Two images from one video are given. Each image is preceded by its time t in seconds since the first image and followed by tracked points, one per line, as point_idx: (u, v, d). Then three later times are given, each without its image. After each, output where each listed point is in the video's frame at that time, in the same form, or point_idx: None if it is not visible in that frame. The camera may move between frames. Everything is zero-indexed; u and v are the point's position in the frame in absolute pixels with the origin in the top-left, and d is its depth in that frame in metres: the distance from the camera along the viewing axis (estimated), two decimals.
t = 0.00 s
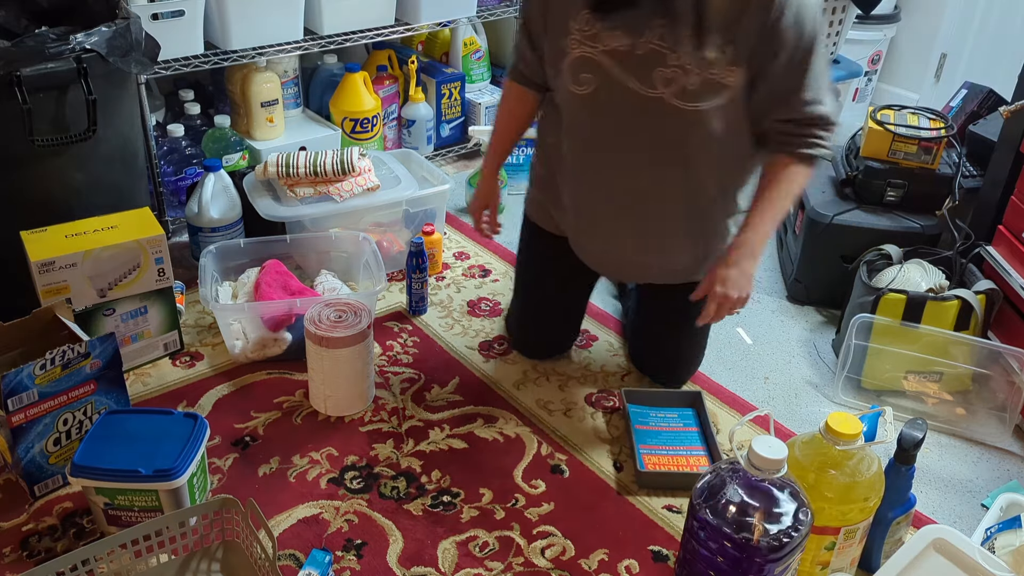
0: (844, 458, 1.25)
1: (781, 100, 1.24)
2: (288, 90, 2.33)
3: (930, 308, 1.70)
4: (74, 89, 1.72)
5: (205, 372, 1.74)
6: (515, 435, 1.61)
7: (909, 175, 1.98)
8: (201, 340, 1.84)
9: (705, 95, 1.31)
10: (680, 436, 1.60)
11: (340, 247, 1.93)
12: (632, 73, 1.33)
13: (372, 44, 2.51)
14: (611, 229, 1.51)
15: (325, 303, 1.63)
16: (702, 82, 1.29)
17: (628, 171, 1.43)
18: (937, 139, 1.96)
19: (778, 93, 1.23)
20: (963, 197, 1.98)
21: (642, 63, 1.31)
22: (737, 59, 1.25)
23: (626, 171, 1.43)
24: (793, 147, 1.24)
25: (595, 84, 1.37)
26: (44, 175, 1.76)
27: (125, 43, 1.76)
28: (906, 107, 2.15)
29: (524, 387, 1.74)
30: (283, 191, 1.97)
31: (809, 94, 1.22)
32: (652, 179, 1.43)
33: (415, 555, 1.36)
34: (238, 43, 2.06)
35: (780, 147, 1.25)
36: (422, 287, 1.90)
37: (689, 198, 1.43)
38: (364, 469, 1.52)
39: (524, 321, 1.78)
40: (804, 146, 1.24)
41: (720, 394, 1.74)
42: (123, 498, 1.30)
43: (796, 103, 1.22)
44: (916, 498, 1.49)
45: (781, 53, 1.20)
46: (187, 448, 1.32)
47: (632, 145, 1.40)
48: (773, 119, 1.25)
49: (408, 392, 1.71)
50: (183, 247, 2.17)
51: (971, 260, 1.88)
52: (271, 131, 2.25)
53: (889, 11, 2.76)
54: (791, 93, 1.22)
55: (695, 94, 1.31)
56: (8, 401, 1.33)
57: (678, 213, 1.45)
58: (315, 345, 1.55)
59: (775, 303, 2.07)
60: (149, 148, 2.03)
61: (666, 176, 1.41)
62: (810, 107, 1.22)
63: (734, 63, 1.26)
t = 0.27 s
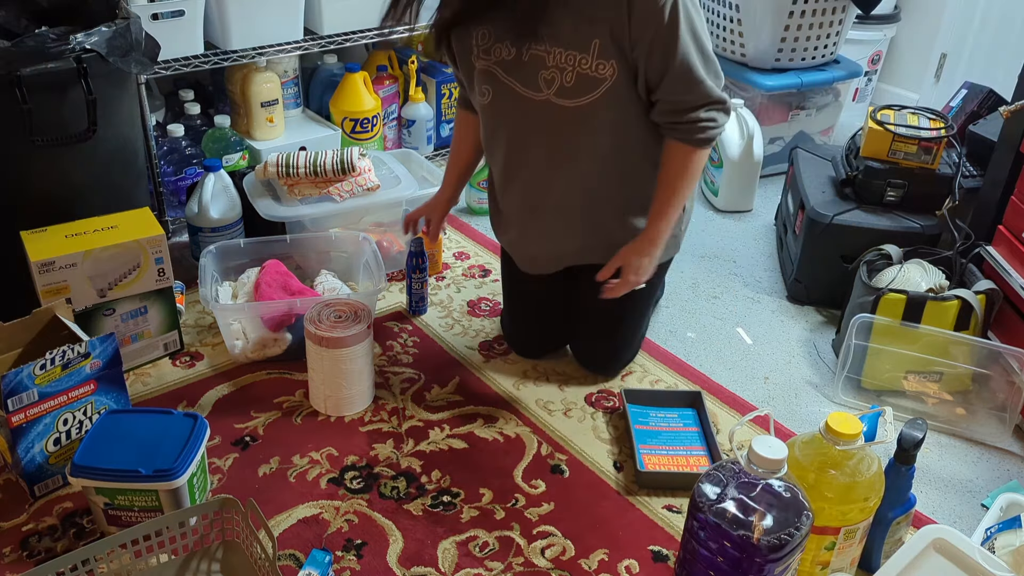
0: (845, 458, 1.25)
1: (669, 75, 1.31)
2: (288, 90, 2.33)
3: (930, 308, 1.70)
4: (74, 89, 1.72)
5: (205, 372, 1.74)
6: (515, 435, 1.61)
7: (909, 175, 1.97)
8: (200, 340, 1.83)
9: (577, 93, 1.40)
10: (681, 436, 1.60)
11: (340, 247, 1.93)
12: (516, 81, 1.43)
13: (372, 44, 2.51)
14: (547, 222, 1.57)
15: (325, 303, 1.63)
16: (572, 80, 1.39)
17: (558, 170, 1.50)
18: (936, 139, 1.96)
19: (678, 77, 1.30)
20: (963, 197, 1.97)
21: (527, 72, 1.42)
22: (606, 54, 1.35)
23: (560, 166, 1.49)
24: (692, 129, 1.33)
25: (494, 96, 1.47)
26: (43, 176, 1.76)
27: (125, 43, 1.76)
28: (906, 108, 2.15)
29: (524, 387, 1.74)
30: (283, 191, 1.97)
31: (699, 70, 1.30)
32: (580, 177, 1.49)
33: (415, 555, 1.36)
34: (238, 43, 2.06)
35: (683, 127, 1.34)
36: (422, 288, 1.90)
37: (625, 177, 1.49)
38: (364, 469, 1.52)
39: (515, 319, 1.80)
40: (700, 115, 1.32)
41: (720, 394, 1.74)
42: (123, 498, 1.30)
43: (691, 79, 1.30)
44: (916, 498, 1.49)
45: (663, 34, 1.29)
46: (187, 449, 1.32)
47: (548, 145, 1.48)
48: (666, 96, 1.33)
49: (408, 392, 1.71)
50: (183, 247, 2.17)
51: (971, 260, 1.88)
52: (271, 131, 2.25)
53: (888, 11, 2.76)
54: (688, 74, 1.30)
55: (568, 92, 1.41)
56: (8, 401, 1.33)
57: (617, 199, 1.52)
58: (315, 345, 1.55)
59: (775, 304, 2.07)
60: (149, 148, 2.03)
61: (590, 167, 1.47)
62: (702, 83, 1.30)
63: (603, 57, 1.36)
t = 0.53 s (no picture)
0: (845, 458, 1.25)
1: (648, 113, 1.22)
2: (289, 90, 2.33)
3: (929, 308, 1.70)
4: (74, 90, 1.72)
5: (205, 372, 1.74)
6: (515, 435, 1.61)
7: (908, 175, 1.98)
8: (200, 340, 1.83)
9: (590, 108, 1.37)
10: (680, 436, 1.60)
11: (340, 247, 1.93)
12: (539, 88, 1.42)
13: (372, 44, 2.51)
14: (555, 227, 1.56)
15: (325, 303, 1.63)
16: (585, 96, 1.36)
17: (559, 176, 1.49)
18: (936, 139, 1.96)
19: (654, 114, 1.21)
20: (963, 197, 1.97)
21: (551, 80, 1.41)
22: (613, 74, 1.31)
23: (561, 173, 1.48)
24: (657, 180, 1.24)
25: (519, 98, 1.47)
26: (43, 176, 1.76)
27: (125, 43, 1.76)
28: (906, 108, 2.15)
29: (524, 387, 1.74)
30: (283, 191, 1.97)
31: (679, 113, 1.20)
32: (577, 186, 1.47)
33: (415, 555, 1.36)
34: (238, 43, 2.06)
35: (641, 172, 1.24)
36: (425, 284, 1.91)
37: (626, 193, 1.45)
38: (364, 468, 1.52)
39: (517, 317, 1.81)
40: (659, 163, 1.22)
41: (720, 394, 1.74)
42: (123, 498, 1.30)
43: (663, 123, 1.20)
44: (916, 498, 1.49)
45: (655, 68, 1.19)
46: (187, 448, 1.32)
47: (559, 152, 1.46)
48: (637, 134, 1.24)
49: (408, 392, 1.71)
50: (183, 246, 2.17)
51: (971, 260, 1.88)
52: (271, 131, 2.25)
53: (888, 11, 2.76)
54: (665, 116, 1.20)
55: (582, 107, 1.38)
56: (8, 401, 1.33)
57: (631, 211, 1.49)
58: (315, 345, 1.56)
59: (776, 304, 2.07)
60: (149, 148, 2.03)
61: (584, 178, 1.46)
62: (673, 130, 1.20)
63: (611, 77, 1.31)
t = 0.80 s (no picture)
0: (845, 458, 1.25)
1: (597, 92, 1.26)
2: (288, 90, 2.33)
3: (929, 308, 1.70)
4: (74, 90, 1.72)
5: (205, 372, 1.74)
6: (515, 435, 1.61)
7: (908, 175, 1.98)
8: (200, 340, 1.83)
9: (528, 96, 1.39)
10: (681, 436, 1.60)
11: (340, 247, 1.93)
12: (481, 84, 1.43)
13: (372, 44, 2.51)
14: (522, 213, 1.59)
15: (325, 303, 1.63)
16: (521, 84, 1.38)
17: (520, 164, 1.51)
18: (936, 139, 1.96)
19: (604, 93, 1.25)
20: (963, 197, 1.97)
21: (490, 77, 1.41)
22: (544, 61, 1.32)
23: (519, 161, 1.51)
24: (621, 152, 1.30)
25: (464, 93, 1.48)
26: (43, 176, 1.76)
27: (125, 43, 1.76)
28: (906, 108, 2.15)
29: (524, 387, 1.74)
30: (283, 190, 1.97)
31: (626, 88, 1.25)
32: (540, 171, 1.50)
33: (415, 555, 1.36)
34: (238, 43, 2.06)
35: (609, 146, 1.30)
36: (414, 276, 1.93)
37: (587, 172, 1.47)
38: (364, 468, 1.52)
39: (495, 302, 1.86)
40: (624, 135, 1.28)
41: (720, 394, 1.74)
42: (123, 498, 1.30)
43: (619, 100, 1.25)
44: (916, 498, 1.49)
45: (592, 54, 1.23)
46: (187, 448, 1.32)
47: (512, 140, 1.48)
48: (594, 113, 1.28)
49: (408, 392, 1.71)
50: (183, 247, 2.17)
51: (971, 260, 1.88)
52: (271, 131, 2.25)
53: (889, 11, 2.76)
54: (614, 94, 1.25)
55: (521, 96, 1.40)
56: (8, 401, 1.33)
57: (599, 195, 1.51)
58: (315, 345, 1.56)
59: (775, 304, 2.07)
60: (149, 148, 2.03)
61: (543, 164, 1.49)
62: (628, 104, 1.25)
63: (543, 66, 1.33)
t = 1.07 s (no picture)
0: (845, 458, 1.25)
1: (563, 81, 1.26)
2: (288, 90, 2.33)
3: (929, 308, 1.70)
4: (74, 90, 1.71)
5: (205, 372, 1.74)
6: (515, 435, 1.61)
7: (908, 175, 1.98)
8: (200, 340, 1.83)
9: (495, 103, 1.39)
10: (681, 436, 1.60)
11: (340, 247, 1.93)
12: (452, 98, 1.44)
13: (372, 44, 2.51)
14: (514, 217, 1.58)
15: (325, 303, 1.63)
16: (487, 92, 1.38)
17: (505, 172, 1.51)
18: (936, 139, 1.96)
19: (572, 83, 1.25)
20: (963, 197, 1.97)
21: (459, 89, 1.42)
22: (506, 65, 1.33)
23: (503, 169, 1.50)
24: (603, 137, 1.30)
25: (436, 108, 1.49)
26: (43, 176, 1.76)
27: (125, 43, 1.75)
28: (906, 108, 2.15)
29: (524, 387, 1.74)
30: (283, 190, 1.97)
31: (591, 75, 1.24)
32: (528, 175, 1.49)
33: (415, 555, 1.36)
34: (238, 43, 2.06)
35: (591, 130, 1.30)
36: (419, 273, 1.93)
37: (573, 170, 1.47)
38: (364, 469, 1.52)
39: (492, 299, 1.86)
40: (602, 118, 1.28)
41: (720, 394, 1.74)
42: (123, 498, 1.30)
43: (587, 87, 1.25)
44: (916, 498, 1.49)
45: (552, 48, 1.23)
46: (187, 448, 1.32)
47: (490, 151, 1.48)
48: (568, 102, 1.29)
49: (408, 392, 1.71)
50: (183, 247, 2.17)
51: (971, 260, 1.88)
52: (271, 131, 2.25)
53: (889, 11, 2.76)
54: (580, 81, 1.25)
55: (489, 104, 1.40)
56: (8, 401, 1.33)
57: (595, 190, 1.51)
58: (315, 345, 1.56)
59: (775, 304, 2.07)
60: (149, 148, 2.03)
61: (529, 167, 1.48)
62: (599, 89, 1.25)
63: (506, 69, 1.34)
